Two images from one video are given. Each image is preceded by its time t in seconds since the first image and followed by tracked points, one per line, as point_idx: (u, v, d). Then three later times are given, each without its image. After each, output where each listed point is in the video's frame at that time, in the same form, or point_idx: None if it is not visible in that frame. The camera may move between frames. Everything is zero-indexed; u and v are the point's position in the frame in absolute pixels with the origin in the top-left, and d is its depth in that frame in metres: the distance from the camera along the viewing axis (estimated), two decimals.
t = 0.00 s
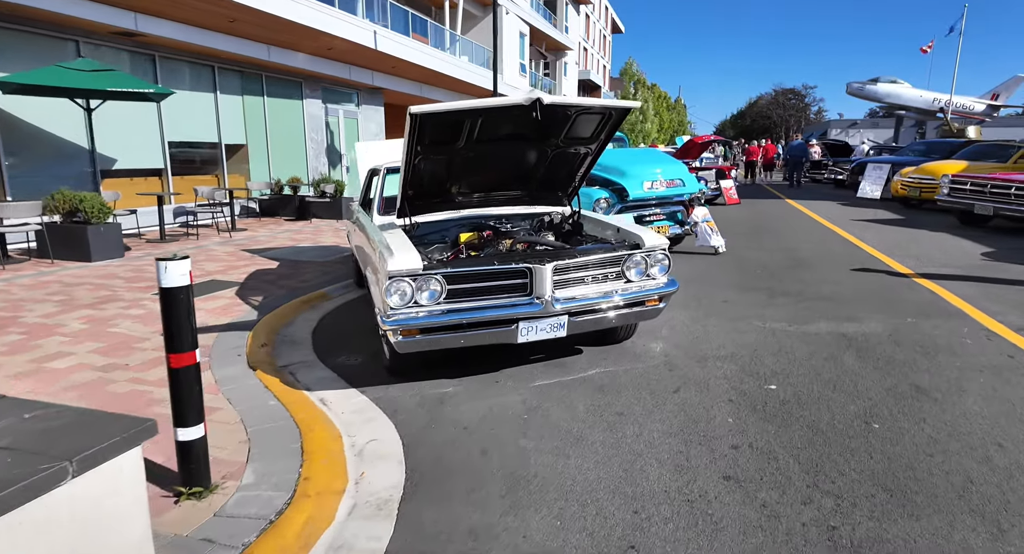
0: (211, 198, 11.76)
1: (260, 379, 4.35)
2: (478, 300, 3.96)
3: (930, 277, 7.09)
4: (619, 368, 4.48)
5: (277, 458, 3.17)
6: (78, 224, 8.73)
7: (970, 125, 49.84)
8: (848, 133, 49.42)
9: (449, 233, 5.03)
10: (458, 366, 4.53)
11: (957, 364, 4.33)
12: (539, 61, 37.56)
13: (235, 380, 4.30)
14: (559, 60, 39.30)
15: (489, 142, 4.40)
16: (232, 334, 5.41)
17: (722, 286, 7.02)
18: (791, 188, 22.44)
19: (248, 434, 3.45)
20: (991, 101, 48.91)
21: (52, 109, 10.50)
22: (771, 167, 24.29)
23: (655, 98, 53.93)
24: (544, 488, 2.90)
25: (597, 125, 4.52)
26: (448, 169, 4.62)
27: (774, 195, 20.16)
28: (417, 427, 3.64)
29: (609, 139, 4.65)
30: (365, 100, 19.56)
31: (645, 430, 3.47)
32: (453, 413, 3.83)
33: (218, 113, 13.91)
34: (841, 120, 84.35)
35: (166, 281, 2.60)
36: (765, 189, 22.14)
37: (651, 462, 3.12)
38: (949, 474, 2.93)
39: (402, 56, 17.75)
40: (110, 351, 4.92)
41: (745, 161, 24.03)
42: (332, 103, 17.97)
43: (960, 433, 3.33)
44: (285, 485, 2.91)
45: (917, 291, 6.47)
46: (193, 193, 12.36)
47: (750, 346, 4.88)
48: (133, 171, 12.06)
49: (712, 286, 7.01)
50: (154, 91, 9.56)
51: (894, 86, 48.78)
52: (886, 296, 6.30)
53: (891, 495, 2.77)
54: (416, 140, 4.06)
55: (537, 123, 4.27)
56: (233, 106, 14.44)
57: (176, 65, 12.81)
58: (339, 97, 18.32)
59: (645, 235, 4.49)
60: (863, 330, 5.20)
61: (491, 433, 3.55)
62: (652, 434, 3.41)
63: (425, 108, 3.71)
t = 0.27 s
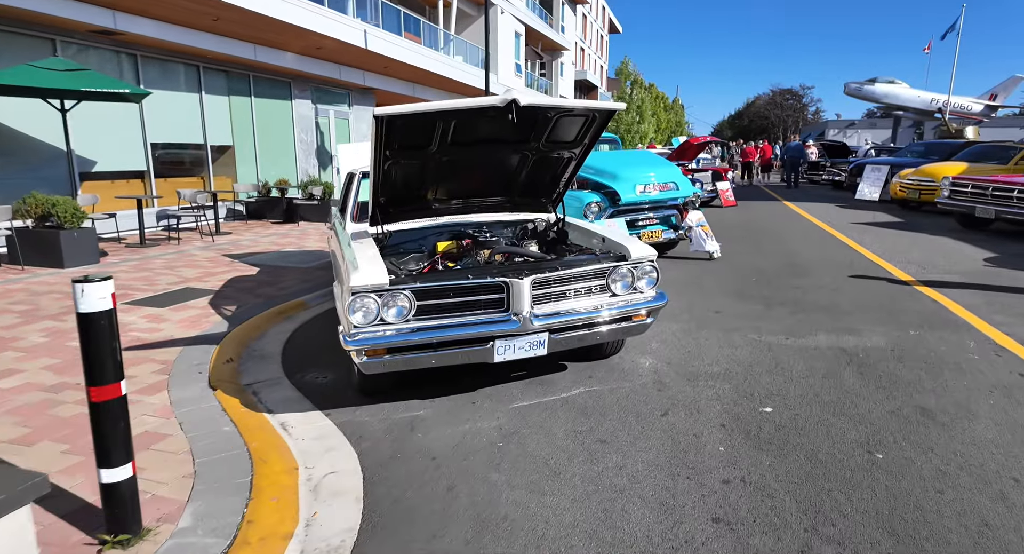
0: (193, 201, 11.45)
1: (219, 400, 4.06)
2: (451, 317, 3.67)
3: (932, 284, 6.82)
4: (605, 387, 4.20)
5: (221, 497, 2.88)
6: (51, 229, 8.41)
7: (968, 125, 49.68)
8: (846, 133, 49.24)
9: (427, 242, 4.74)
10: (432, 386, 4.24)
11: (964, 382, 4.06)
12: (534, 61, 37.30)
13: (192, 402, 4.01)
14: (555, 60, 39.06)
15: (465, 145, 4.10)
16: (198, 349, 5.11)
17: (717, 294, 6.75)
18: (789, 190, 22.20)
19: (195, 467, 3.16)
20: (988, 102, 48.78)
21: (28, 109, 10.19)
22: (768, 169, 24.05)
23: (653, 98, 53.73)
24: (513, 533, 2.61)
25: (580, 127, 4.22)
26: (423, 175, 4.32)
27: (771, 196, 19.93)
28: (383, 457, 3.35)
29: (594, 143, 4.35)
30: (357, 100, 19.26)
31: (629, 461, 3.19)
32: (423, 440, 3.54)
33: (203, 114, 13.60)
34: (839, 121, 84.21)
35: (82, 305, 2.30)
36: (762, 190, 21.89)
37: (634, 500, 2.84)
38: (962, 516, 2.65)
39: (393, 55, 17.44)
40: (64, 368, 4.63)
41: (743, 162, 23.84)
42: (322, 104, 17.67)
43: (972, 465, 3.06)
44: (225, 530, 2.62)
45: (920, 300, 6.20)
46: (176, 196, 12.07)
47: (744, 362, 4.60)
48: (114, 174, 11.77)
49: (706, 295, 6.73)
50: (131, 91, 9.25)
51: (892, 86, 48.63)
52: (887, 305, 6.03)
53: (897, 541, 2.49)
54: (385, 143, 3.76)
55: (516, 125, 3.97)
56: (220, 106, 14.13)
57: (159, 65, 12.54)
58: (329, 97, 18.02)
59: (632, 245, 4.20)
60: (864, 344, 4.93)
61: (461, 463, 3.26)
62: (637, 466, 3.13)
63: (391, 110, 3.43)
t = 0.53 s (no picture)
0: (174, 201, 11.12)
1: (173, 417, 3.76)
2: (420, 328, 3.36)
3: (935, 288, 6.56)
4: (590, 401, 3.91)
5: (156, 533, 2.58)
6: (22, 230, 8.08)
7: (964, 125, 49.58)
8: (843, 133, 49.07)
9: (403, 246, 4.45)
10: (405, 400, 3.94)
11: (975, 397, 3.78)
12: (530, 60, 37.01)
13: (143, 419, 3.71)
14: (551, 59, 38.77)
15: (439, 141, 3.80)
16: (160, 359, 4.81)
17: (712, 299, 6.47)
18: (786, 190, 21.96)
19: (132, 497, 2.86)
20: (985, 102, 48.68)
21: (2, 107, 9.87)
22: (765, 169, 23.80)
23: (650, 98, 53.53)
24: None
25: (563, 123, 3.92)
26: (394, 174, 4.03)
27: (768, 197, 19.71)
28: (342, 483, 3.06)
29: (578, 139, 4.06)
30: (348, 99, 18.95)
31: (613, 488, 2.90)
32: (389, 463, 3.25)
33: (187, 112, 13.29)
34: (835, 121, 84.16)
35: None
36: (759, 191, 21.64)
37: (615, 534, 2.55)
38: None
39: (382, 53, 17.17)
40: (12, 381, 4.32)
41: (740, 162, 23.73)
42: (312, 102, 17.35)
43: (989, 494, 2.77)
44: None
45: (923, 306, 5.93)
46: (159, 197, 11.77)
47: (739, 374, 4.31)
48: (94, 173, 11.45)
49: (700, 300, 6.45)
50: (106, 87, 8.93)
51: (889, 87, 48.49)
52: (889, 311, 5.76)
53: None
54: (348, 138, 3.48)
55: (492, 120, 3.67)
56: (205, 104, 13.81)
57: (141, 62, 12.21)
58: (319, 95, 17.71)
59: (619, 249, 3.90)
60: (866, 354, 4.65)
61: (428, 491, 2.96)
62: (620, 495, 2.84)
63: (351, 102, 3.14)
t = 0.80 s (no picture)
0: (152, 204, 10.78)
1: (119, 443, 3.46)
2: (383, 349, 3.05)
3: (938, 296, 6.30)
4: (574, 424, 3.62)
5: None
6: None
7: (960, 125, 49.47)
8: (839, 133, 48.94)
9: (375, 256, 4.15)
10: (373, 424, 3.64)
11: (988, 419, 3.51)
12: (525, 59, 36.70)
13: (85, 447, 3.41)
14: (546, 58, 38.46)
15: (409, 142, 3.49)
16: (116, 376, 4.50)
17: (706, 308, 6.18)
18: (782, 190, 21.72)
19: (55, 542, 2.56)
20: (981, 102, 48.62)
21: None
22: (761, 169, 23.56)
23: (645, 98, 53.29)
24: None
25: (544, 123, 3.63)
26: (362, 177, 3.72)
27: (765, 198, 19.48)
28: (295, 523, 2.76)
29: (560, 141, 3.77)
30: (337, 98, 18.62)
31: (594, 530, 2.61)
32: (349, 497, 2.95)
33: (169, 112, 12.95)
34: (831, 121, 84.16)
35: None
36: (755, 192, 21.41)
37: None
38: None
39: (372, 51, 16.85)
40: None
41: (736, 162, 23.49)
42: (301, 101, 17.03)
43: (1011, 537, 2.49)
44: None
45: (927, 315, 5.66)
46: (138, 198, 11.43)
47: (734, 392, 4.03)
48: (71, 174, 11.11)
49: (694, 309, 6.17)
50: (77, 85, 8.57)
51: (885, 87, 48.39)
52: (892, 321, 5.49)
53: None
54: (307, 138, 3.17)
55: (466, 119, 3.37)
56: (188, 103, 13.47)
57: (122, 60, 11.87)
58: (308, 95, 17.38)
59: (605, 259, 3.59)
60: (869, 369, 4.37)
61: (389, 532, 2.67)
62: (601, 538, 2.55)
63: (305, 99, 2.85)
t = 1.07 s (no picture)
0: (129, 205, 10.43)
1: (52, 470, 3.16)
2: (336, 371, 2.77)
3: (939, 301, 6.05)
4: (551, 447, 3.33)
5: None
6: None
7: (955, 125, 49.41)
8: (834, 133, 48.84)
9: (340, 263, 3.87)
10: (334, 448, 3.35)
11: (997, 440, 3.24)
12: (518, 59, 36.40)
13: (14, 475, 3.11)
14: (539, 58, 38.16)
15: (369, 140, 3.20)
16: (64, 392, 4.19)
17: (697, 315, 5.91)
18: (777, 191, 21.49)
19: None
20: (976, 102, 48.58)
21: None
22: (756, 169, 23.33)
23: (641, 98, 53.09)
24: None
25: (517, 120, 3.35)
26: (321, 179, 3.43)
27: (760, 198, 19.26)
28: None
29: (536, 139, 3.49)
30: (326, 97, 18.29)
31: None
32: (297, 534, 2.66)
33: (149, 110, 12.63)
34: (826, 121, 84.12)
35: None
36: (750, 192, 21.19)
37: None
38: None
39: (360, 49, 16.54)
40: None
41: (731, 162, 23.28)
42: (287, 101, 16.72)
43: None
44: None
45: (927, 323, 5.41)
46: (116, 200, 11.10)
47: (725, 410, 3.76)
48: (45, 174, 10.77)
49: (685, 316, 5.90)
50: (46, 82, 8.25)
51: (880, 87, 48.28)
52: (891, 330, 5.24)
53: None
54: (253, 136, 2.88)
55: (430, 115, 3.09)
56: (169, 102, 13.15)
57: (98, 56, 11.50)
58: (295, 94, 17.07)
59: (584, 267, 3.30)
60: (869, 383, 4.11)
61: None
62: None
63: (246, 91, 2.56)
